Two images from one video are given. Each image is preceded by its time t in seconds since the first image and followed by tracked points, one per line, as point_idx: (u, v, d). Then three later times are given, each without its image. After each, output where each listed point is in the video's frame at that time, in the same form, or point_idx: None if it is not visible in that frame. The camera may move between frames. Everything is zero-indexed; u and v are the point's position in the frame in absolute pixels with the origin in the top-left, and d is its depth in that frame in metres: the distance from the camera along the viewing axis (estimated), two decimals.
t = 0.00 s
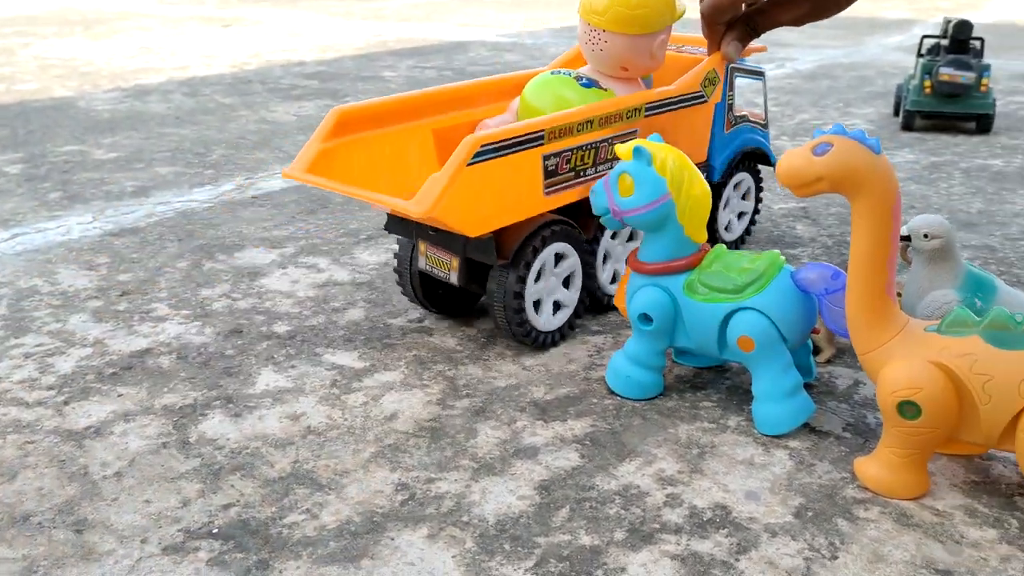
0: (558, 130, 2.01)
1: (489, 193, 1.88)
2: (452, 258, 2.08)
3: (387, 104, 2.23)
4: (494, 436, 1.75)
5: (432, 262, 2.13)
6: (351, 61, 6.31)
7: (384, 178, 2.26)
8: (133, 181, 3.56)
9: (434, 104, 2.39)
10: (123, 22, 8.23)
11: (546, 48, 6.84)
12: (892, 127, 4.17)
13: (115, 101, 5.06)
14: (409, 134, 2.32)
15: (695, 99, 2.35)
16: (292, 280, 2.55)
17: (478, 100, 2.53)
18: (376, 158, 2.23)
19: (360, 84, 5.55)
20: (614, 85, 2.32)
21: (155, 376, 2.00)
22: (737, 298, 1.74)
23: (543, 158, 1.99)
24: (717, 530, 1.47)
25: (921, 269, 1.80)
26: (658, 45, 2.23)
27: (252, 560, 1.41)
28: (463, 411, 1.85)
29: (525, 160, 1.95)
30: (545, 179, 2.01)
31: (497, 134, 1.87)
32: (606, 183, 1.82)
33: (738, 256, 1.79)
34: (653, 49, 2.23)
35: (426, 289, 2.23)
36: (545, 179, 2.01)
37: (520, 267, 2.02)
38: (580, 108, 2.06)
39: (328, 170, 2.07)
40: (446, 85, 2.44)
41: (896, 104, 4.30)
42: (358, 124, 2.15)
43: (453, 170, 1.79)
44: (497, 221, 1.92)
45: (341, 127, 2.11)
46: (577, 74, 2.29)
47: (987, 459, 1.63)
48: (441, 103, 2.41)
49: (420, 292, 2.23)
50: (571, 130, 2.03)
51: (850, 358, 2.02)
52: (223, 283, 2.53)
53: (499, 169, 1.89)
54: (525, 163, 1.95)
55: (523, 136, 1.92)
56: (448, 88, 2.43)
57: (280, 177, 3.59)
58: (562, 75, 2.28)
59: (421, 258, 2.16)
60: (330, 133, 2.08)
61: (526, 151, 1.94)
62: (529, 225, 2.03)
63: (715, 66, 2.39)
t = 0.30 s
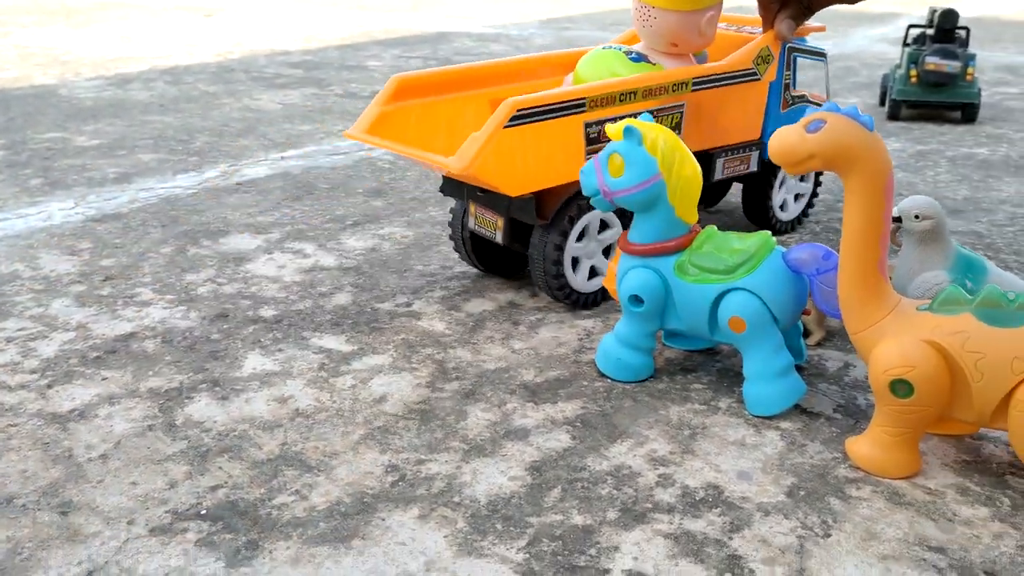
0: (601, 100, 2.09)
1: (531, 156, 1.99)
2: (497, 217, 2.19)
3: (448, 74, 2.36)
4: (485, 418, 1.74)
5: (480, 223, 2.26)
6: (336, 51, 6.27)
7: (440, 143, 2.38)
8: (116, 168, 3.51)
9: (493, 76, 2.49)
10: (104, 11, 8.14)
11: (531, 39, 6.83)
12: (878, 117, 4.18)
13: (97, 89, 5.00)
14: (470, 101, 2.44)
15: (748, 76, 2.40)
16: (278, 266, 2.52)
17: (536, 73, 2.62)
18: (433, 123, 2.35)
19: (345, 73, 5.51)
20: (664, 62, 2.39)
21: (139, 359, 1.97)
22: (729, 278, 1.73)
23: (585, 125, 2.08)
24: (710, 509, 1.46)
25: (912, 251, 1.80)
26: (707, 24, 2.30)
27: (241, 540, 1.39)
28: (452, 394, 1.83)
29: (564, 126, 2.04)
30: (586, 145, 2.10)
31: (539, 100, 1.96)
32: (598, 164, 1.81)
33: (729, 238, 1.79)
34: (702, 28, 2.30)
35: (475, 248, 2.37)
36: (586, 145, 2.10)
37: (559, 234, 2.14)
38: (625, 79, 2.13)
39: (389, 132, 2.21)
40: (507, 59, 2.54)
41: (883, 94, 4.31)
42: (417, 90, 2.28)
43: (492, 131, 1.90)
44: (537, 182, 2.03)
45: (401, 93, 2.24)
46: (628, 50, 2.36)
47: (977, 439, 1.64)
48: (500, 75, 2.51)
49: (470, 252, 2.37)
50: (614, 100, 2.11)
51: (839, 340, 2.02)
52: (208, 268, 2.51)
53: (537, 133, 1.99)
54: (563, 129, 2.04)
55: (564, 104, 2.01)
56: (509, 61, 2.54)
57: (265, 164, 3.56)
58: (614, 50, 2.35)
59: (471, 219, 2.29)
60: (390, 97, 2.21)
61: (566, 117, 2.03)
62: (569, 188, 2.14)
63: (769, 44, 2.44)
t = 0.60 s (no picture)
0: (630, 96, 2.16)
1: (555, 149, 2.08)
2: (527, 207, 2.29)
3: (480, 65, 2.45)
4: (473, 418, 1.74)
5: (511, 210, 2.36)
6: (327, 47, 6.25)
7: (476, 132, 2.48)
8: (105, 165, 3.50)
9: (529, 68, 2.59)
10: (95, 6, 8.09)
11: (524, 35, 6.82)
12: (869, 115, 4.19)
13: (87, 85, 4.98)
14: (504, 92, 2.53)
15: (783, 73, 2.44)
16: (268, 264, 2.51)
17: (573, 66, 2.71)
18: (469, 113, 2.45)
19: (337, 69, 5.49)
20: (701, 58, 2.43)
21: (128, 359, 1.97)
22: (717, 279, 1.73)
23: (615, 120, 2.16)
24: (697, 510, 1.46)
25: (900, 251, 1.80)
26: (744, 21, 2.35)
27: (227, 542, 1.39)
28: (441, 394, 1.83)
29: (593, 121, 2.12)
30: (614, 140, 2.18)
31: (562, 96, 2.05)
32: (587, 164, 1.81)
33: (718, 238, 1.79)
34: (739, 25, 2.35)
35: (508, 238, 2.47)
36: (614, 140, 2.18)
37: (584, 220, 2.21)
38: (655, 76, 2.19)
39: (424, 121, 2.31)
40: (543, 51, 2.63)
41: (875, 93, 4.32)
42: (455, 81, 2.38)
43: (521, 126, 1.99)
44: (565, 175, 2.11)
45: (440, 83, 2.34)
46: (663, 45, 2.40)
47: (964, 440, 1.64)
48: (536, 68, 2.60)
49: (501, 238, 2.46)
50: (643, 96, 2.18)
51: (828, 340, 2.03)
52: (197, 267, 2.50)
53: (566, 128, 2.08)
54: (592, 124, 2.12)
55: (588, 99, 2.09)
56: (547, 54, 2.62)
57: (256, 162, 3.55)
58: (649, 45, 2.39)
59: (503, 206, 2.39)
60: (428, 87, 2.32)
61: (595, 112, 2.12)
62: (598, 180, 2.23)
63: (807, 42, 2.47)
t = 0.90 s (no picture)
0: (651, 93, 2.18)
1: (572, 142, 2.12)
2: (548, 198, 2.32)
3: (511, 61, 2.56)
4: (473, 418, 1.74)
5: (535, 202, 2.39)
6: (326, 46, 6.25)
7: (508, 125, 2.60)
8: (105, 164, 3.50)
9: (562, 64, 2.69)
10: (93, 5, 8.09)
11: (523, 34, 6.82)
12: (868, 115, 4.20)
13: (86, 83, 4.97)
14: (534, 88, 2.64)
15: (815, 74, 2.46)
16: (268, 264, 2.52)
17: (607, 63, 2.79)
18: (500, 106, 2.57)
19: (336, 68, 5.49)
20: (730, 58, 2.48)
21: (128, 358, 1.97)
22: (716, 279, 1.73)
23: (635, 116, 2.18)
24: (696, 510, 1.47)
25: (899, 251, 1.80)
26: (773, 21, 2.38)
27: (228, 542, 1.39)
28: (441, 393, 1.83)
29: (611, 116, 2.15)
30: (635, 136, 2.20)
31: (579, 90, 2.08)
32: (586, 165, 1.81)
33: (717, 239, 1.79)
34: (768, 25, 2.38)
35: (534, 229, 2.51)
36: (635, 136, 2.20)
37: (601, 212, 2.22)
38: (679, 74, 2.22)
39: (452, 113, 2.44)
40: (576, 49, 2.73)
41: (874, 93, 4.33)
42: (485, 75, 2.51)
43: (533, 118, 2.03)
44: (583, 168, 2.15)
45: (470, 77, 2.49)
46: (693, 44, 2.44)
47: (962, 440, 1.65)
48: (569, 64, 2.70)
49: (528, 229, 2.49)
50: (665, 93, 2.20)
51: (826, 340, 2.03)
52: (197, 266, 2.50)
53: (583, 123, 2.11)
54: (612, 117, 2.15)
55: (606, 94, 2.12)
56: (578, 51, 2.72)
57: (255, 161, 3.55)
58: (680, 44, 2.42)
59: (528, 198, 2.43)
60: (459, 80, 2.46)
61: (612, 108, 2.15)
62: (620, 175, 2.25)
63: (840, 42, 2.49)
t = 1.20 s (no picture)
0: (682, 92, 2.21)
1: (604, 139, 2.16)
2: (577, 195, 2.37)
3: (544, 56, 2.61)
4: (473, 418, 1.75)
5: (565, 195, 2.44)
6: (325, 46, 6.25)
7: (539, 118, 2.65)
8: (105, 164, 3.50)
9: (593, 59, 2.73)
10: (92, 5, 8.08)
11: (522, 34, 6.83)
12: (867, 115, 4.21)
13: (85, 83, 4.97)
14: (564, 83, 2.69)
15: (848, 75, 2.45)
16: (268, 264, 2.52)
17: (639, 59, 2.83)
18: (532, 100, 2.62)
19: (336, 68, 5.49)
20: (762, 58, 2.47)
21: (129, 359, 1.97)
22: (715, 280, 1.74)
23: (665, 113, 2.22)
24: (696, 510, 1.47)
25: (899, 252, 1.81)
26: (807, 21, 2.37)
27: (229, 542, 1.40)
28: (441, 394, 1.84)
29: (642, 113, 2.19)
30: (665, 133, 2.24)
31: (612, 88, 2.12)
32: (586, 165, 1.82)
33: (717, 240, 1.79)
34: (802, 25, 2.37)
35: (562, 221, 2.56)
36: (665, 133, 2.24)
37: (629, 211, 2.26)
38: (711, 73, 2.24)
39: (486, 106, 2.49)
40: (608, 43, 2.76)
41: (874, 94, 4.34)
42: (519, 69, 2.56)
43: (566, 115, 2.07)
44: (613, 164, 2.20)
45: (504, 71, 2.53)
46: (725, 43, 2.46)
47: (962, 440, 1.65)
48: (602, 60, 2.75)
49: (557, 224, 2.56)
50: (696, 92, 2.23)
51: (826, 341, 2.04)
52: (197, 267, 2.50)
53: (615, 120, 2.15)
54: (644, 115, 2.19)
55: (638, 93, 2.16)
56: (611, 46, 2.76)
57: (254, 161, 3.55)
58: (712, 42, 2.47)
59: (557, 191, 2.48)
60: (493, 74, 2.51)
61: (644, 106, 2.18)
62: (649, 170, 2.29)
63: (874, 44, 2.47)
